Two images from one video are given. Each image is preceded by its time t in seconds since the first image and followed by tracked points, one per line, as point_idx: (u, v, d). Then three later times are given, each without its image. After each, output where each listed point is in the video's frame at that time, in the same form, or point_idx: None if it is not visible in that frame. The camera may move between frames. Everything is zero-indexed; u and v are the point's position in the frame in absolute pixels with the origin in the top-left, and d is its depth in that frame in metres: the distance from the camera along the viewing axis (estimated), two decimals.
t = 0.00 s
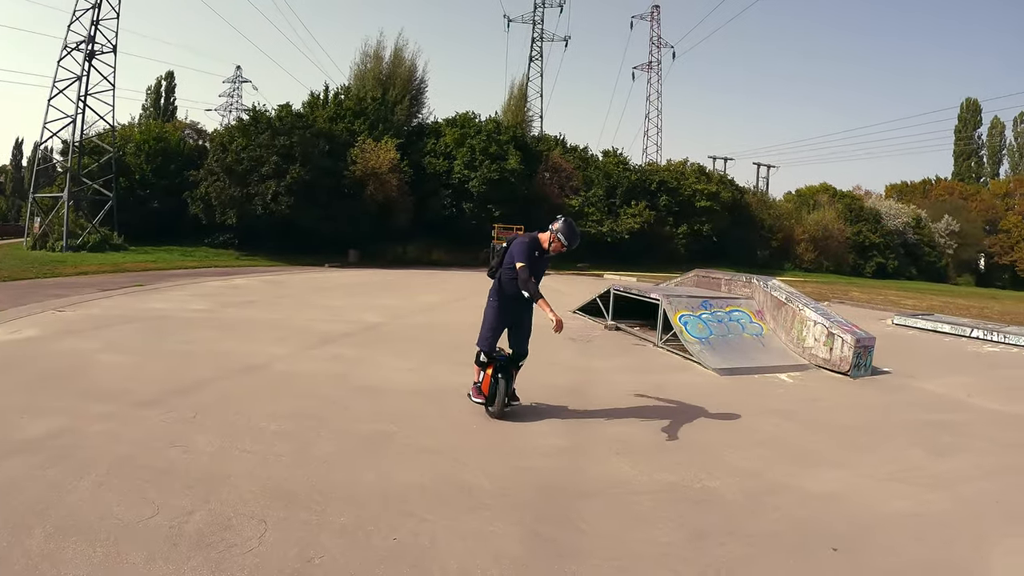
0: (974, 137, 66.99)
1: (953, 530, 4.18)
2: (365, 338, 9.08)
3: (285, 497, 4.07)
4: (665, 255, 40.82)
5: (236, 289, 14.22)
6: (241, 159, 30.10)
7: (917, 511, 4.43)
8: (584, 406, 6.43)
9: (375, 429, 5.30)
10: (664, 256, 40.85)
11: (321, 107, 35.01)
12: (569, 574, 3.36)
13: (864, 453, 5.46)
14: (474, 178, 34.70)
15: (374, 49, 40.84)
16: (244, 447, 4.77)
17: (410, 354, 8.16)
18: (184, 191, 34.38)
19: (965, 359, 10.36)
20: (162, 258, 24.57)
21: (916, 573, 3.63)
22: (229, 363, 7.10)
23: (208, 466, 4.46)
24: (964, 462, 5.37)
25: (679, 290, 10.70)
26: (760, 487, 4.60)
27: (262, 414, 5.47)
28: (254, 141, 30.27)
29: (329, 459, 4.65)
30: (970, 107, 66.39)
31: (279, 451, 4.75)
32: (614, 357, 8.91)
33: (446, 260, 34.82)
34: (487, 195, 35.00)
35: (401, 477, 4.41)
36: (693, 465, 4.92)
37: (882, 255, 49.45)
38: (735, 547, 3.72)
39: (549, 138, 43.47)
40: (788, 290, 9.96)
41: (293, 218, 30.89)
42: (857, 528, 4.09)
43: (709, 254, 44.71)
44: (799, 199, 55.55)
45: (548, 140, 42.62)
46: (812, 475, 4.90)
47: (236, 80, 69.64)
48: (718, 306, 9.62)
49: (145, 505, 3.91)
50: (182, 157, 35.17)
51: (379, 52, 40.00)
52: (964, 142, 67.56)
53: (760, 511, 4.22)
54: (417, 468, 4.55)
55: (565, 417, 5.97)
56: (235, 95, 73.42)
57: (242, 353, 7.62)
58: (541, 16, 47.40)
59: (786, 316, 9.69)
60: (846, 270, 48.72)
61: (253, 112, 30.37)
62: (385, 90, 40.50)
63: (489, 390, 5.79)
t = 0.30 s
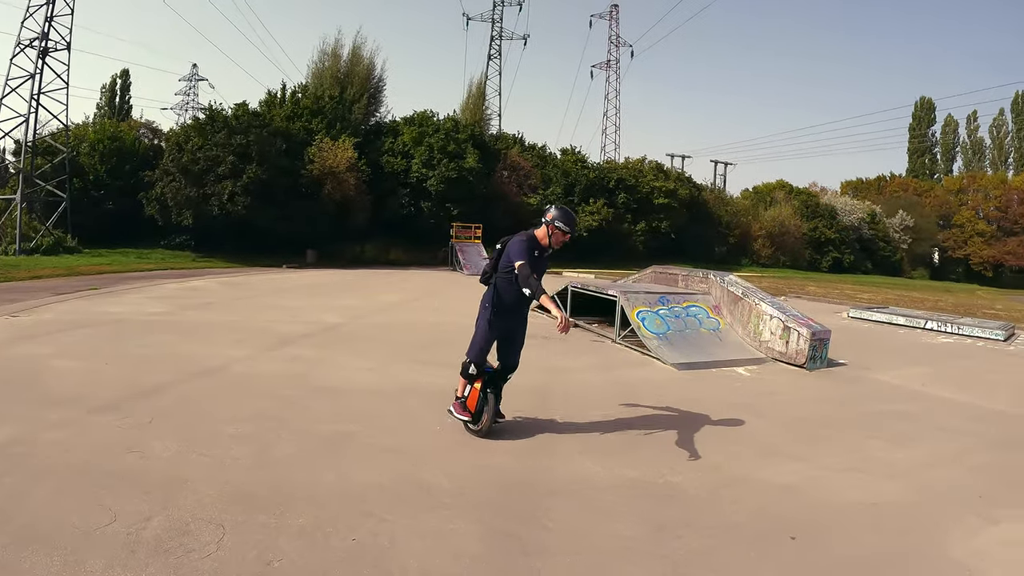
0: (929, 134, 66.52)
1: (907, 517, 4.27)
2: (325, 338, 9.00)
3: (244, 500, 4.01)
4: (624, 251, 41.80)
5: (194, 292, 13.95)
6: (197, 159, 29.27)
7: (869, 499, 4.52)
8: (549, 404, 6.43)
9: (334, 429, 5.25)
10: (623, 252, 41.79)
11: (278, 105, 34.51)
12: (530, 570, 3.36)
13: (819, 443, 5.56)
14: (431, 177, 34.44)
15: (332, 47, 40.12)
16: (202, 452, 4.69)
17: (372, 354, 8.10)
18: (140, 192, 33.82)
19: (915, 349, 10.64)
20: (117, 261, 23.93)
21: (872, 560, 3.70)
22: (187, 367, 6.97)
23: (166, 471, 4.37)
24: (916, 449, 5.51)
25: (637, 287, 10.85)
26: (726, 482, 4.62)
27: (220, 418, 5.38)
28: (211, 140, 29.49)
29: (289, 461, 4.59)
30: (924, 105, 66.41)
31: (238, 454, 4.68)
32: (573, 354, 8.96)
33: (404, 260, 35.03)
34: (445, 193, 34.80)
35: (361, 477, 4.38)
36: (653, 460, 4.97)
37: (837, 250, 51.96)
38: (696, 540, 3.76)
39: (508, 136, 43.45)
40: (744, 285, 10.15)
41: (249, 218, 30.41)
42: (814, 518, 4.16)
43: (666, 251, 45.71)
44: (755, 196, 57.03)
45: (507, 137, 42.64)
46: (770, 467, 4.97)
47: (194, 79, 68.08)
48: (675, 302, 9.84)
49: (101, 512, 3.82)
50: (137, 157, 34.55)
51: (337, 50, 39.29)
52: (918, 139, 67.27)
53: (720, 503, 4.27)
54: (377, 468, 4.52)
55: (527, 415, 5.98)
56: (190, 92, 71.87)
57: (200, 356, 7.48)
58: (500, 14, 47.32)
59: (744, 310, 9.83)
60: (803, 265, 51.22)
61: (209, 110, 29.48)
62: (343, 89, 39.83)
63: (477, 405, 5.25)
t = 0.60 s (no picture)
0: (852, 132, 68.00)
1: (827, 495, 4.47)
2: (253, 341, 8.84)
3: (173, 507, 3.93)
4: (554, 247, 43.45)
5: (118, 298, 13.48)
6: (120, 158, 27.98)
7: (790, 480, 4.68)
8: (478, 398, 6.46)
9: (263, 432, 5.18)
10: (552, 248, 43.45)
11: (203, 102, 33.08)
12: (461, 564, 3.38)
13: (742, 429, 5.75)
14: (360, 176, 34.35)
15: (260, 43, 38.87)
16: (129, 460, 4.57)
17: (302, 355, 8.00)
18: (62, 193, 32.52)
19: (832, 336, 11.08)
20: (38, 267, 22.93)
21: (796, 539, 3.86)
22: (111, 374, 6.76)
23: (90, 482, 4.23)
24: (832, 431, 5.77)
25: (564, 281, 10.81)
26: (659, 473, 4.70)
27: (144, 425, 5.24)
28: (134, 139, 28.27)
29: (215, 466, 4.50)
30: (846, 103, 67.74)
31: (166, 461, 4.57)
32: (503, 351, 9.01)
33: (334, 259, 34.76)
34: (374, 191, 34.73)
35: (291, 478, 4.34)
36: (582, 451, 5.06)
37: (764, 243, 53.84)
38: (623, 526, 3.86)
39: (438, 133, 43.22)
40: (670, 278, 10.35)
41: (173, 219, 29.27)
42: (739, 501, 4.30)
43: (597, 247, 46.82)
44: (683, 191, 59.09)
45: (435, 135, 42.46)
46: (694, 453, 5.13)
47: (118, 77, 64.99)
48: (601, 295, 9.74)
49: (22, 525, 3.67)
50: (58, 157, 33.16)
51: (265, 46, 38.13)
52: (843, 136, 68.43)
53: (647, 490, 4.39)
54: (308, 469, 4.48)
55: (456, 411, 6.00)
56: (114, 91, 68.97)
57: (124, 363, 7.26)
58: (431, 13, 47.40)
59: (670, 302, 10.07)
60: (731, 258, 53.14)
61: (132, 107, 28.37)
62: (271, 86, 38.50)
63: (483, 432, 4.57)
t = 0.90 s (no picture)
0: (755, 127, 70.45)
1: (730, 473, 4.72)
2: (156, 346, 8.58)
3: (71, 517, 3.83)
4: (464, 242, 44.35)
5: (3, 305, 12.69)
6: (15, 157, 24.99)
7: (683, 459, 4.96)
8: (385, 393, 6.54)
9: (165, 437, 5.09)
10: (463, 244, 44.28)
11: (103, 96, 31.03)
12: (367, 557, 3.47)
13: (646, 415, 5.97)
14: (265, 173, 32.79)
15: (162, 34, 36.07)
16: (21, 472, 4.40)
17: (209, 359, 7.85)
18: None
19: (725, 322, 11.74)
20: None
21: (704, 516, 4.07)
22: None
23: None
24: (731, 411, 6.10)
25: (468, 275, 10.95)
26: (573, 462, 4.85)
27: (38, 436, 5.05)
28: (30, 137, 25.23)
29: (117, 475, 4.39)
30: (749, 102, 69.86)
31: (62, 471, 4.43)
32: (408, 346, 9.08)
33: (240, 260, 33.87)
34: (279, 189, 33.56)
35: (197, 481, 4.31)
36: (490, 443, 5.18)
37: (670, 235, 56.23)
38: (535, 514, 4.00)
39: (342, 129, 42.35)
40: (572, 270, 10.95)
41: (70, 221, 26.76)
42: (647, 483, 4.49)
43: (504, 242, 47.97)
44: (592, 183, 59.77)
45: (340, 130, 41.50)
46: (601, 440, 5.32)
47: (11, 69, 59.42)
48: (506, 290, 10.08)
49: None
50: None
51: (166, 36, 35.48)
52: (746, 133, 70.84)
53: (556, 478, 4.54)
54: (214, 472, 4.46)
55: (362, 407, 6.07)
56: None
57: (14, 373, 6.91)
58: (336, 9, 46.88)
59: (575, 294, 10.50)
60: (638, 250, 54.58)
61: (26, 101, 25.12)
62: (173, 81, 35.94)
63: (513, 455, 4.24)
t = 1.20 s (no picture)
0: (649, 123, 68.40)
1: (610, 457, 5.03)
2: (32, 354, 8.11)
3: None
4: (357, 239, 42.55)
5: None
6: None
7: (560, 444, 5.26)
8: (276, 391, 6.58)
9: (45, 446, 4.92)
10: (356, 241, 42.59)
11: None
12: (263, 550, 3.58)
13: (525, 403, 6.28)
14: (154, 168, 29.51)
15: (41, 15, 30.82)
16: None
17: (95, 365, 7.54)
18: None
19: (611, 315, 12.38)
20: None
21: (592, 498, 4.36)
22: None
23: None
24: (612, 400, 6.47)
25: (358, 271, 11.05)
26: (623, 470, 4.82)
27: None
28: None
29: None
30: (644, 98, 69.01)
31: None
32: (298, 344, 9.04)
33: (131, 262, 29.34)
34: (169, 186, 30.20)
35: (86, 488, 4.23)
36: (376, 436, 5.34)
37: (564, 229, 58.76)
38: (428, 502, 4.22)
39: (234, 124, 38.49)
40: (464, 263, 10.95)
41: None
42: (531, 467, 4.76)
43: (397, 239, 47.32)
44: (484, 181, 62.65)
45: (233, 123, 37.72)
46: (483, 427, 5.57)
47: None
48: (397, 284, 10.30)
49: None
50: None
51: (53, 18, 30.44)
52: (642, 126, 68.35)
53: (443, 467, 4.76)
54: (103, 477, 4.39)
55: (253, 406, 6.09)
56: None
57: None
58: None
59: (465, 287, 10.74)
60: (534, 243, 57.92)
61: None
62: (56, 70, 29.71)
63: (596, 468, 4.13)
